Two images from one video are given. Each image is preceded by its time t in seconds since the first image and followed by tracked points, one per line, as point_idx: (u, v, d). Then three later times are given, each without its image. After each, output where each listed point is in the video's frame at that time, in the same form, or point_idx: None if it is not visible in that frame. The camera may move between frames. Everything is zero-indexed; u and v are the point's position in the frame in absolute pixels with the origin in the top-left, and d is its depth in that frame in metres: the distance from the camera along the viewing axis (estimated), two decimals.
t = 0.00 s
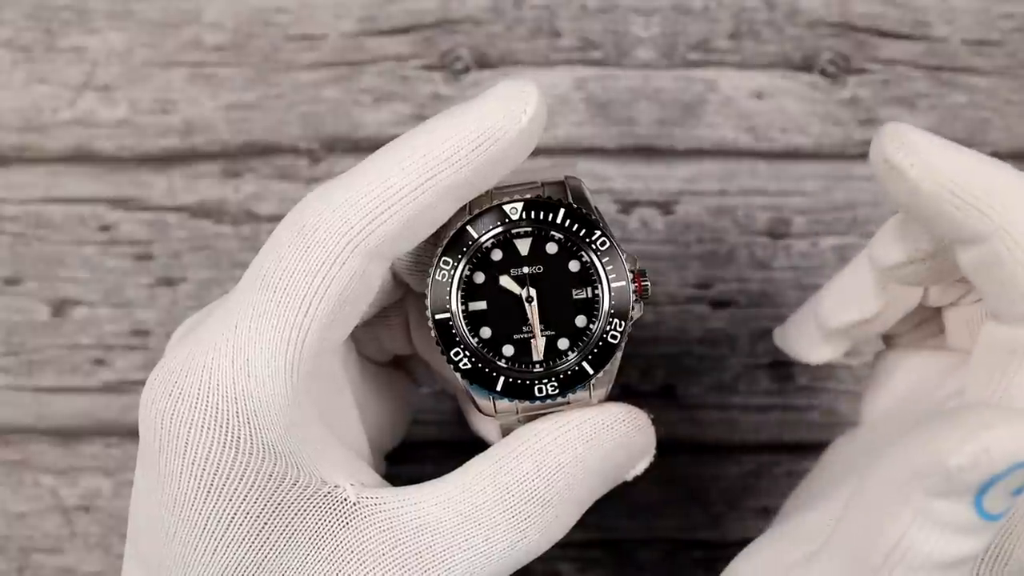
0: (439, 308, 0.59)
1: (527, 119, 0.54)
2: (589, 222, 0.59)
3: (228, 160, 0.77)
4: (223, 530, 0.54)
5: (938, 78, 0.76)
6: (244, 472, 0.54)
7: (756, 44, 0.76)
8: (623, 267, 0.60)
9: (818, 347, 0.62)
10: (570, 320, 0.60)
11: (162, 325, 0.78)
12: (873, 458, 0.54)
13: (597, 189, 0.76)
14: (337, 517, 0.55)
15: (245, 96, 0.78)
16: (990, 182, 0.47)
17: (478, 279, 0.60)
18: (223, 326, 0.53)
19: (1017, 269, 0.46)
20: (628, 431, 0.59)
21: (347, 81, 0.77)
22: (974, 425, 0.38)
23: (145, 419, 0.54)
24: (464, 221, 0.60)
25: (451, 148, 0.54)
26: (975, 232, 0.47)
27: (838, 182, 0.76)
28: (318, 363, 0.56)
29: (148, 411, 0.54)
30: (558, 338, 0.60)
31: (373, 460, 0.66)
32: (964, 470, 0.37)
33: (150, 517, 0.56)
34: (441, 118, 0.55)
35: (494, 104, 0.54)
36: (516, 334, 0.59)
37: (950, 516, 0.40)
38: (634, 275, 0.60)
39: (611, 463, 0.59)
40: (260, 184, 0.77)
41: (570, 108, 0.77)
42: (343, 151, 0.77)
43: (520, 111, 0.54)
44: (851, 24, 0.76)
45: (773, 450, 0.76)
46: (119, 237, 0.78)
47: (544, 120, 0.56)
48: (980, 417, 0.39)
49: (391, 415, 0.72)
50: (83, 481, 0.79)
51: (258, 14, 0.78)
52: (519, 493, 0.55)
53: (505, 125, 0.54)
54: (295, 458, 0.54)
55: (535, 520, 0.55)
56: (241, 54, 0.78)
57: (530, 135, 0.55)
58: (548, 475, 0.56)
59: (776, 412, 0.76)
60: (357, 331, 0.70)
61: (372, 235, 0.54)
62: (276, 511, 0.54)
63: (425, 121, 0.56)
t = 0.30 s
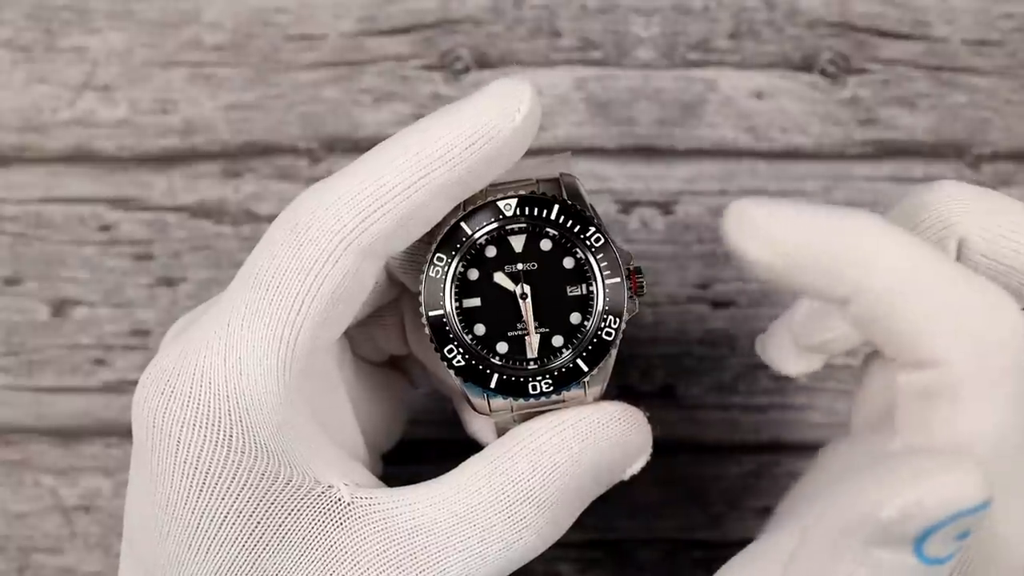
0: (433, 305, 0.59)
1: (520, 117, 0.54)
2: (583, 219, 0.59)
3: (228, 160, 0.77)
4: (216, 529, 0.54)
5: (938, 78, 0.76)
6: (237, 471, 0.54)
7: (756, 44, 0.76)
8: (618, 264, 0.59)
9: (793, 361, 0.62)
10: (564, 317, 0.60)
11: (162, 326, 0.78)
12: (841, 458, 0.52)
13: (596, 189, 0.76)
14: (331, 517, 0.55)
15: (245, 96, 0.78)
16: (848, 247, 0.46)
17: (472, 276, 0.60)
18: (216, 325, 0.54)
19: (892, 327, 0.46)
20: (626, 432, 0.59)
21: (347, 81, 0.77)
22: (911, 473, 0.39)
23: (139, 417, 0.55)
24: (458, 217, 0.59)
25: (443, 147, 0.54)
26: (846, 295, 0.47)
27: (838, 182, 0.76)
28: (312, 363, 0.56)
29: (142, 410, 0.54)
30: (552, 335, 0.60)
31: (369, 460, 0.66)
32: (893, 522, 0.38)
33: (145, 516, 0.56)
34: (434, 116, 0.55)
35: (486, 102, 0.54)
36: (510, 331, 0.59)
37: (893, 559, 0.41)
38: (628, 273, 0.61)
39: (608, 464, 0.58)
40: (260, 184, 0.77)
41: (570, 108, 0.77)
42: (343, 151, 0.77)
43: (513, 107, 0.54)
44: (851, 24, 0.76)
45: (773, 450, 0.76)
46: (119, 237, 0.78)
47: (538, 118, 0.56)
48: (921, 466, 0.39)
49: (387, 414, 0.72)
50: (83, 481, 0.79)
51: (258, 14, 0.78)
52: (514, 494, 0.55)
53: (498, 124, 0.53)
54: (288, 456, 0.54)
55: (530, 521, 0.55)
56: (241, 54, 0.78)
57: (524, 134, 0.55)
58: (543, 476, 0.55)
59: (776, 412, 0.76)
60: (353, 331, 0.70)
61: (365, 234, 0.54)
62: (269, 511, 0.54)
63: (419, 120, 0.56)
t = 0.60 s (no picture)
0: (427, 308, 0.59)
1: (514, 117, 0.54)
2: (579, 221, 0.59)
3: (228, 160, 0.77)
4: (208, 531, 0.54)
5: (938, 78, 0.76)
6: (229, 473, 0.54)
7: (756, 44, 0.76)
8: (614, 266, 0.60)
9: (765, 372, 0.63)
10: (560, 319, 0.60)
11: (162, 326, 0.78)
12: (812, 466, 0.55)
13: (596, 189, 0.76)
14: (323, 520, 0.55)
15: (245, 96, 0.78)
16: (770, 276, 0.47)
17: (467, 279, 0.60)
18: (210, 327, 0.54)
19: (815, 351, 0.46)
20: (623, 438, 0.59)
21: (347, 81, 0.77)
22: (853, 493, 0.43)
23: (132, 419, 0.55)
24: (453, 219, 0.60)
25: (438, 150, 0.54)
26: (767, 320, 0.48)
27: (838, 182, 0.76)
28: (305, 366, 0.56)
29: (135, 411, 0.54)
30: (548, 338, 0.60)
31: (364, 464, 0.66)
32: (838, 541, 0.42)
33: (138, 517, 0.56)
34: (429, 119, 0.55)
35: (481, 105, 0.54)
36: (506, 334, 0.59)
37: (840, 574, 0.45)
38: (624, 275, 0.61)
39: (603, 470, 0.58)
40: (260, 184, 0.77)
41: (570, 108, 0.77)
42: (343, 151, 0.77)
43: (507, 109, 0.54)
44: (851, 24, 0.76)
45: (773, 450, 0.76)
46: (119, 237, 0.78)
47: (533, 120, 0.55)
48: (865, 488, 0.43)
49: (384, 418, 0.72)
50: (83, 481, 0.79)
51: (258, 14, 0.78)
52: (507, 499, 0.55)
53: (491, 126, 0.53)
54: (281, 459, 0.54)
55: (524, 527, 0.55)
56: (241, 54, 0.78)
57: (519, 136, 0.55)
58: (538, 482, 0.55)
59: (776, 412, 0.76)
60: (348, 337, 0.70)
61: (358, 237, 0.54)
62: (261, 513, 0.54)
63: (414, 124, 0.56)
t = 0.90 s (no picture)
0: (430, 306, 0.59)
1: (518, 115, 0.54)
2: (582, 218, 0.59)
3: (228, 160, 0.77)
4: (210, 528, 0.54)
5: (938, 78, 0.76)
6: (232, 470, 0.54)
7: (756, 44, 0.76)
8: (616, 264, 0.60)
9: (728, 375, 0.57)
10: (563, 317, 0.60)
11: (162, 326, 0.78)
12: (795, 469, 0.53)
13: (596, 189, 0.76)
14: (326, 517, 0.55)
15: (245, 96, 0.78)
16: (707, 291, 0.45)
17: (470, 277, 0.60)
18: (213, 324, 0.54)
19: (751, 365, 0.45)
20: (627, 436, 0.59)
21: (347, 81, 0.77)
22: (795, 491, 0.39)
23: (134, 416, 0.55)
24: (456, 217, 0.60)
25: (440, 148, 0.54)
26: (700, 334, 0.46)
27: (838, 182, 0.76)
28: (308, 364, 0.56)
29: (137, 408, 0.54)
30: (551, 335, 0.60)
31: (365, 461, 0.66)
32: (775, 548, 0.37)
33: (141, 514, 0.56)
34: (432, 117, 0.55)
35: (484, 103, 0.54)
36: (509, 332, 0.60)
37: None
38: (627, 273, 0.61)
39: (607, 469, 0.58)
40: (260, 184, 0.77)
41: (570, 108, 0.77)
42: (343, 152, 0.77)
43: (510, 106, 0.54)
44: (851, 24, 0.76)
45: (773, 450, 0.76)
46: (119, 237, 0.78)
47: (536, 118, 0.55)
48: (805, 485, 0.39)
49: (383, 417, 0.72)
50: (83, 481, 0.79)
51: (258, 14, 0.78)
52: (510, 497, 0.55)
53: (494, 125, 0.53)
54: (285, 456, 0.54)
55: (525, 524, 0.55)
56: (241, 54, 0.78)
57: (522, 134, 0.55)
58: (540, 479, 0.55)
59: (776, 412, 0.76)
60: (350, 336, 0.70)
61: (361, 235, 0.54)
62: (263, 511, 0.54)
63: (416, 121, 0.56)
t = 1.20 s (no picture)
0: (430, 310, 0.59)
1: (519, 121, 0.54)
2: (582, 222, 0.59)
3: (228, 160, 0.77)
4: (210, 528, 0.54)
5: (938, 78, 0.76)
6: (230, 470, 0.54)
7: (756, 43, 0.76)
8: (616, 268, 0.60)
9: (764, 364, 0.66)
10: (563, 320, 0.60)
11: (162, 325, 0.78)
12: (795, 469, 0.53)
13: (596, 189, 0.76)
14: (326, 518, 0.54)
15: (245, 96, 0.78)
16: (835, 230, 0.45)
17: (469, 280, 0.60)
18: (211, 325, 0.54)
19: (873, 301, 0.46)
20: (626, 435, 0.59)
21: (346, 81, 0.77)
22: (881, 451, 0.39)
23: (132, 416, 0.55)
24: (455, 221, 0.59)
25: (439, 150, 0.54)
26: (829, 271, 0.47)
27: (838, 182, 0.76)
28: (307, 365, 0.56)
29: (135, 408, 0.54)
30: (551, 338, 0.60)
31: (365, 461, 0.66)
32: (858, 502, 0.37)
33: (140, 514, 0.56)
34: (431, 120, 0.55)
35: (484, 106, 0.54)
36: (509, 335, 0.60)
37: (858, 542, 0.39)
38: (628, 276, 0.60)
39: (607, 468, 0.59)
40: (260, 184, 0.77)
41: (570, 108, 0.77)
42: (343, 152, 0.77)
43: (513, 112, 0.53)
44: (851, 24, 0.76)
45: (773, 450, 0.76)
46: (119, 237, 0.78)
47: (536, 122, 0.55)
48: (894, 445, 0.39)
49: (383, 416, 0.72)
50: (83, 481, 0.79)
51: (258, 14, 0.78)
52: (511, 497, 0.55)
53: (494, 128, 0.53)
54: (283, 457, 0.54)
55: (527, 524, 0.55)
56: (240, 54, 0.78)
57: (522, 137, 0.55)
58: (542, 480, 0.55)
59: (777, 413, 0.76)
60: (349, 334, 0.70)
61: (360, 236, 0.54)
62: (263, 511, 0.54)
63: (416, 124, 0.56)
